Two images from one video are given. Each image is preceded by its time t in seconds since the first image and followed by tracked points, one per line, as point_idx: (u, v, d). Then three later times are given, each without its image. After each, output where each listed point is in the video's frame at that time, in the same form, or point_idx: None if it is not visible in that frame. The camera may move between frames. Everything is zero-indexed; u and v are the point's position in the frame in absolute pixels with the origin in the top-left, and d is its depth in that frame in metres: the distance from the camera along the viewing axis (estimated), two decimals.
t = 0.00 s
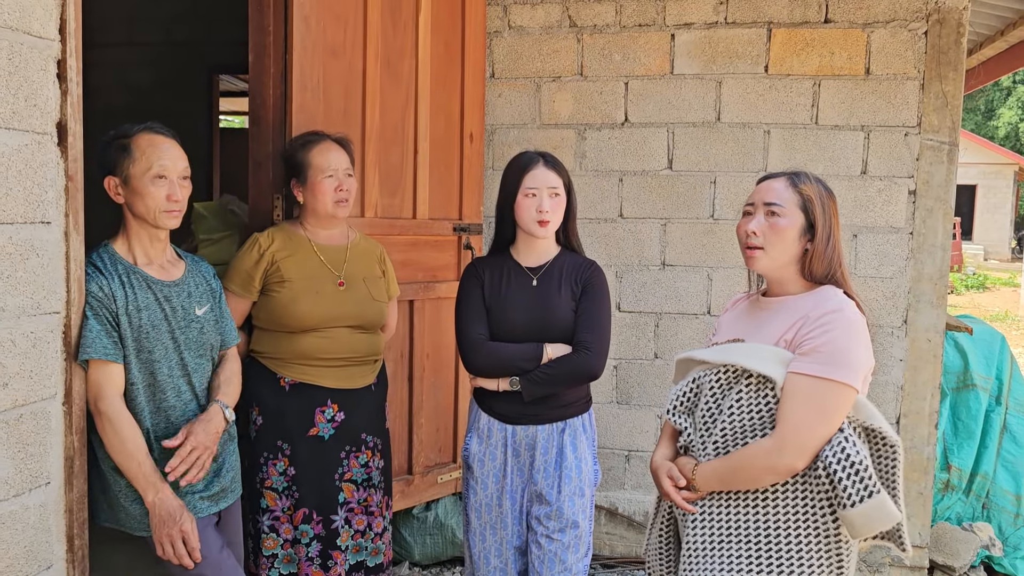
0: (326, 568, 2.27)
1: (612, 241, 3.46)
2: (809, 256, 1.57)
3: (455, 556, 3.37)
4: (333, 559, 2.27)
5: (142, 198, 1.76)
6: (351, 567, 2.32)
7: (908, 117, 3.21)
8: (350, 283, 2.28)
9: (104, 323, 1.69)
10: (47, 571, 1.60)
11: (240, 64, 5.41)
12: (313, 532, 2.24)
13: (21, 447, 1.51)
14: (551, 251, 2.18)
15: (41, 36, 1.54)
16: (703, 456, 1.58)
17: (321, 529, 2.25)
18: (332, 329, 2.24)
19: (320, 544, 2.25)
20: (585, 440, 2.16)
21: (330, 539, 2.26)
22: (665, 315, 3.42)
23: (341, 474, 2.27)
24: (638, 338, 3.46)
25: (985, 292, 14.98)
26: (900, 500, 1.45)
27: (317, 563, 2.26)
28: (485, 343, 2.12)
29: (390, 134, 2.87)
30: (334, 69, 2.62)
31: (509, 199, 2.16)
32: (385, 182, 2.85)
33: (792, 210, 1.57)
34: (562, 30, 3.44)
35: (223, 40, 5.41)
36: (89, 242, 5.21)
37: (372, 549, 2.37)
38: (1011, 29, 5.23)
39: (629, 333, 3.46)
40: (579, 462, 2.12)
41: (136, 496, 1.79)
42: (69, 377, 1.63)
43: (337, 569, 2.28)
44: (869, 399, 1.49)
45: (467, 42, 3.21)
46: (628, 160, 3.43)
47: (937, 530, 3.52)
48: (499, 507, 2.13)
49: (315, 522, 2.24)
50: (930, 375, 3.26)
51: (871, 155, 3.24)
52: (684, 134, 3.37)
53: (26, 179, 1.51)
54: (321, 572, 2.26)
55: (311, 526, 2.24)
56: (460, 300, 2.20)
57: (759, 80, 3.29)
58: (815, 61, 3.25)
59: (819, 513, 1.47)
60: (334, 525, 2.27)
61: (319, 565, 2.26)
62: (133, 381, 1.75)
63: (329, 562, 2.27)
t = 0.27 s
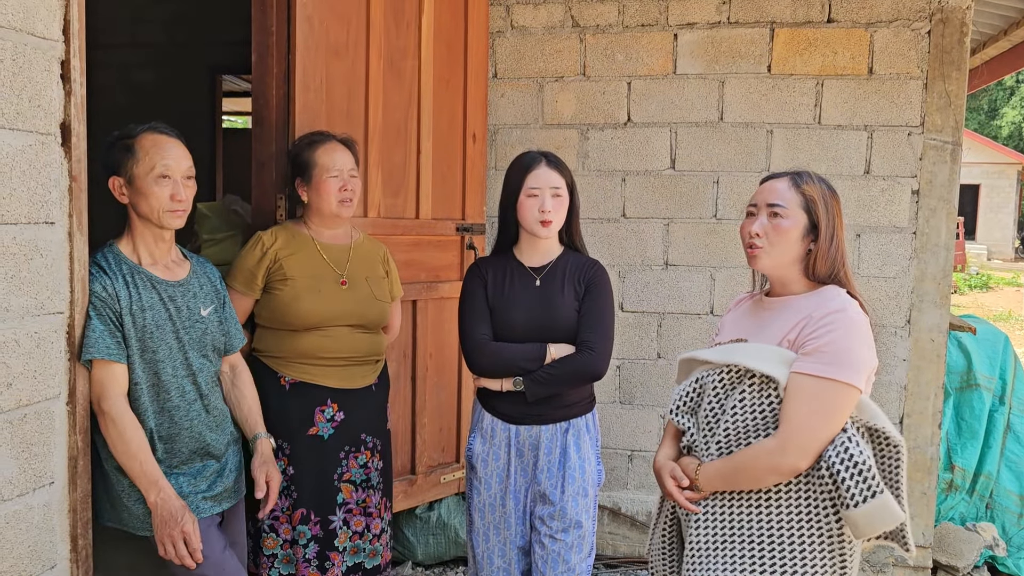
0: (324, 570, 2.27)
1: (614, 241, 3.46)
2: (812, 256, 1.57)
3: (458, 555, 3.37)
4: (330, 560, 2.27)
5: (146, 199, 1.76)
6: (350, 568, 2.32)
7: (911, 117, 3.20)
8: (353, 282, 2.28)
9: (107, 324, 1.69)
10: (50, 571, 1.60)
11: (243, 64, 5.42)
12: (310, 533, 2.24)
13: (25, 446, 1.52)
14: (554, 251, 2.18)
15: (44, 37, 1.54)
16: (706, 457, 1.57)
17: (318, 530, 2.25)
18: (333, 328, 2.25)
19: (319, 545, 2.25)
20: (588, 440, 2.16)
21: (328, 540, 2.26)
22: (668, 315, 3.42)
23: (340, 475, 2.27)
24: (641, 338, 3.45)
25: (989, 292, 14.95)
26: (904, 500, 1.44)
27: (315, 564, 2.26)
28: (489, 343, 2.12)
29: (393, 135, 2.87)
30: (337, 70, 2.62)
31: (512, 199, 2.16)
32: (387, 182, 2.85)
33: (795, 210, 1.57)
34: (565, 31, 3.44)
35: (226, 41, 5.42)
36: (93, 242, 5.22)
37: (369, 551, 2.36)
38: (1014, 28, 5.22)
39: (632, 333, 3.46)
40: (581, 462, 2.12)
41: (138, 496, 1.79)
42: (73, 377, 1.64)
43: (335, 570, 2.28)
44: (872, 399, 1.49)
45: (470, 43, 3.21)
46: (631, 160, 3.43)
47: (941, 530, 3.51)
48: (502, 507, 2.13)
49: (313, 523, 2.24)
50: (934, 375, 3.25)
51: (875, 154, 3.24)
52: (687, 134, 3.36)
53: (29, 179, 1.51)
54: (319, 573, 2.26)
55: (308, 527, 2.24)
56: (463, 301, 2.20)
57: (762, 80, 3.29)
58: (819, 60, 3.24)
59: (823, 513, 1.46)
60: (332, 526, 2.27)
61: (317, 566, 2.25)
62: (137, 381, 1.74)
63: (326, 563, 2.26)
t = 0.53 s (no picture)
0: (322, 570, 2.27)
1: (617, 241, 3.46)
2: (815, 256, 1.57)
3: (460, 555, 3.37)
4: (329, 561, 2.27)
5: (149, 198, 1.76)
6: (349, 569, 2.32)
7: (914, 116, 3.20)
8: (353, 282, 2.29)
9: (110, 323, 1.69)
10: (53, 570, 1.60)
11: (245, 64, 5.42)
12: (309, 534, 2.25)
13: (28, 446, 1.52)
14: (556, 250, 2.18)
15: (47, 36, 1.54)
16: (708, 456, 1.57)
17: (317, 530, 2.25)
18: (333, 327, 2.25)
19: (317, 546, 2.26)
20: (590, 440, 2.16)
21: (327, 540, 2.26)
22: (670, 315, 3.42)
23: (339, 475, 2.27)
24: (643, 338, 3.45)
25: (991, 292, 14.93)
26: (906, 500, 1.44)
27: (313, 565, 2.26)
28: (491, 343, 2.12)
29: (395, 135, 2.87)
30: (339, 69, 2.62)
31: (514, 199, 2.16)
32: (389, 182, 2.86)
33: (797, 210, 1.56)
34: (567, 30, 3.44)
35: (228, 40, 5.42)
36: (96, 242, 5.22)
37: (369, 551, 2.37)
38: (1016, 28, 5.21)
39: (634, 332, 3.46)
40: (583, 462, 2.12)
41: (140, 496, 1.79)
42: (75, 376, 1.64)
43: (334, 571, 2.28)
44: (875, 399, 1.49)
45: (472, 42, 3.21)
46: (633, 160, 3.42)
47: (943, 530, 3.51)
48: (504, 507, 2.13)
49: (311, 523, 2.24)
50: (936, 375, 3.25)
51: (877, 154, 3.23)
52: (689, 133, 3.36)
53: (32, 179, 1.51)
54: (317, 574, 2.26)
55: (307, 528, 2.24)
56: (465, 300, 2.20)
57: (764, 79, 3.28)
58: (821, 60, 3.24)
59: (825, 513, 1.46)
60: (331, 526, 2.27)
61: (315, 567, 2.26)
62: (139, 381, 1.74)
63: (325, 564, 2.27)
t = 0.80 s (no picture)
0: (322, 570, 2.27)
1: (618, 240, 3.46)
2: (816, 255, 1.57)
3: (461, 555, 3.37)
4: (329, 560, 2.27)
5: (150, 197, 1.76)
6: (349, 568, 2.32)
7: (915, 116, 3.19)
8: (351, 281, 2.28)
9: (109, 323, 1.69)
10: (54, 569, 1.60)
11: (246, 64, 5.42)
12: (309, 533, 2.24)
13: (29, 445, 1.52)
14: (556, 250, 2.18)
15: (48, 36, 1.54)
16: (709, 455, 1.57)
17: (317, 529, 2.25)
18: (331, 327, 2.24)
19: (317, 545, 2.26)
20: (590, 440, 2.16)
21: (326, 540, 2.26)
22: (671, 314, 3.42)
23: (338, 474, 2.27)
24: (644, 338, 3.45)
25: (993, 292, 14.91)
26: (907, 500, 1.44)
27: (313, 564, 2.26)
28: (490, 343, 2.12)
29: (396, 134, 2.87)
30: (340, 69, 2.62)
31: (515, 198, 2.16)
32: (390, 181, 2.86)
33: (799, 209, 1.56)
34: (568, 30, 3.44)
35: (229, 40, 5.43)
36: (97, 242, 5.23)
37: (370, 551, 2.37)
38: (1018, 27, 5.21)
39: (635, 332, 3.46)
40: (583, 462, 2.11)
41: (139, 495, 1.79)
42: (75, 376, 1.64)
43: (333, 570, 2.28)
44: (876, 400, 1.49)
45: (473, 42, 3.21)
46: (634, 159, 3.42)
47: (944, 530, 3.51)
48: (505, 507, 2.13)
49: (311, 522, 2.24)
50: (938, 374, 3.24)
51: (878, 154, 3.23)
52: (690, 132, 3.36)
53: (33, 179, 1.51)
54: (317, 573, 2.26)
55: (307, 527, 2.24)
56: (465, 300, 2.20)
57: (765, 79, 3.28)
58: (822, 59, 3.24)
59: (825, 513, 1.46)
60: (331, 525, 2.27)
61: (315, 566, 2.26)
62: (139, 381, 1.74)
63: (325, 563, 2.26)
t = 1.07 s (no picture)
0: (325, 568, 2.27)
1: (619, 239, 3.45)
2: (811, 253, 1.56)
3: (462, 554, 3.37)
4: (332, 558, 2.27)
5: (151, 196, 1.76)
6: (351, 566, 2.32)
7: (917, 115, 3.19)
8: (352, 280, 2.29)
9: (111, 322, 1.69)
10: (56, 567, 1.61)
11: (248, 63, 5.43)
12: (312, 531, 2.25)
13: (30, 443, 1.52)
14: (557, 249, 2.18)
15: (50, 35, 1.55)
16: (709, 454, 1.57)
17: (319, 528, 2.25)
18: (332, 326, 2.24)
19: (320, 543, 2.26)
20: (591, 440, 2.16)
21: (329, 538, 2.26)
22: (673, 314, 3.42)
23: (340, 472, 2.27)
24: (646, 337, 3.45)
25: (995, 291, 14.88)
26: (907, 501, 1.44)
27: (316, 562, 2.26)
28: (492, 342, 2.12)
29: (397, 133, 2.87)
30: (342, 68, 2.62)
31: (517, 197, 2.16)
32: (392, 180, 2.86)
33: (791, 208, 1.56)
34: (570, 29, 3.44)
35: (231, 39, 5.43)
36: (100, 240, 5.24)
37: (372, 549, 2.37)
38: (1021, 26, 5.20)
39: (636, 331, 3.46)
40: (584, 461, 2.11)
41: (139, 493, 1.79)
42: (77, 375, 1.64)
43: (336, 567, 2.28)
44: (876, 400, 1.48)
45: (475, 41, 3.21)
46: (636, 158, 3.42)
47: (946, 530, 3.50)
48: (506, 506, 2.13)
49: (314, 521, 2.24)
50: (940, 374, 3.24)
51: (880, 153, 3.23)
52: (692, 132, 3.36)
53: (35, 177, 1.51)
54: (320, 571, 2.27)
55: (309, 525, 2.24)
56: (466, 300, 2.20)
57: (767, 78, 3.28)
58: (824, 59, 3.23)
59: (825, 513, 1.46)
60: (333, 524, 2.27)
61: (318, 564, 2.26)
62: (141, 380, 1.75)
63: (328, 561, 2.27)
